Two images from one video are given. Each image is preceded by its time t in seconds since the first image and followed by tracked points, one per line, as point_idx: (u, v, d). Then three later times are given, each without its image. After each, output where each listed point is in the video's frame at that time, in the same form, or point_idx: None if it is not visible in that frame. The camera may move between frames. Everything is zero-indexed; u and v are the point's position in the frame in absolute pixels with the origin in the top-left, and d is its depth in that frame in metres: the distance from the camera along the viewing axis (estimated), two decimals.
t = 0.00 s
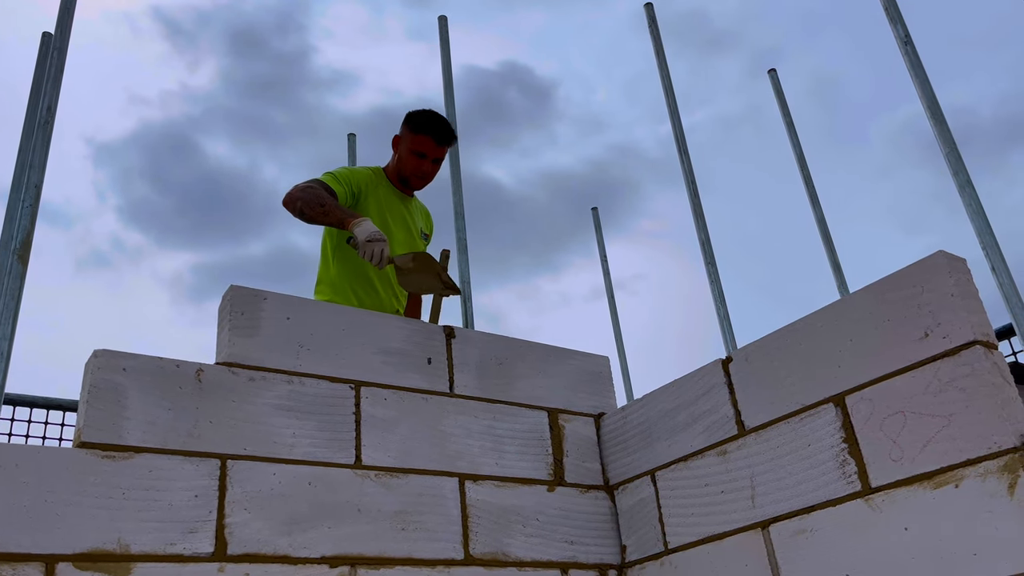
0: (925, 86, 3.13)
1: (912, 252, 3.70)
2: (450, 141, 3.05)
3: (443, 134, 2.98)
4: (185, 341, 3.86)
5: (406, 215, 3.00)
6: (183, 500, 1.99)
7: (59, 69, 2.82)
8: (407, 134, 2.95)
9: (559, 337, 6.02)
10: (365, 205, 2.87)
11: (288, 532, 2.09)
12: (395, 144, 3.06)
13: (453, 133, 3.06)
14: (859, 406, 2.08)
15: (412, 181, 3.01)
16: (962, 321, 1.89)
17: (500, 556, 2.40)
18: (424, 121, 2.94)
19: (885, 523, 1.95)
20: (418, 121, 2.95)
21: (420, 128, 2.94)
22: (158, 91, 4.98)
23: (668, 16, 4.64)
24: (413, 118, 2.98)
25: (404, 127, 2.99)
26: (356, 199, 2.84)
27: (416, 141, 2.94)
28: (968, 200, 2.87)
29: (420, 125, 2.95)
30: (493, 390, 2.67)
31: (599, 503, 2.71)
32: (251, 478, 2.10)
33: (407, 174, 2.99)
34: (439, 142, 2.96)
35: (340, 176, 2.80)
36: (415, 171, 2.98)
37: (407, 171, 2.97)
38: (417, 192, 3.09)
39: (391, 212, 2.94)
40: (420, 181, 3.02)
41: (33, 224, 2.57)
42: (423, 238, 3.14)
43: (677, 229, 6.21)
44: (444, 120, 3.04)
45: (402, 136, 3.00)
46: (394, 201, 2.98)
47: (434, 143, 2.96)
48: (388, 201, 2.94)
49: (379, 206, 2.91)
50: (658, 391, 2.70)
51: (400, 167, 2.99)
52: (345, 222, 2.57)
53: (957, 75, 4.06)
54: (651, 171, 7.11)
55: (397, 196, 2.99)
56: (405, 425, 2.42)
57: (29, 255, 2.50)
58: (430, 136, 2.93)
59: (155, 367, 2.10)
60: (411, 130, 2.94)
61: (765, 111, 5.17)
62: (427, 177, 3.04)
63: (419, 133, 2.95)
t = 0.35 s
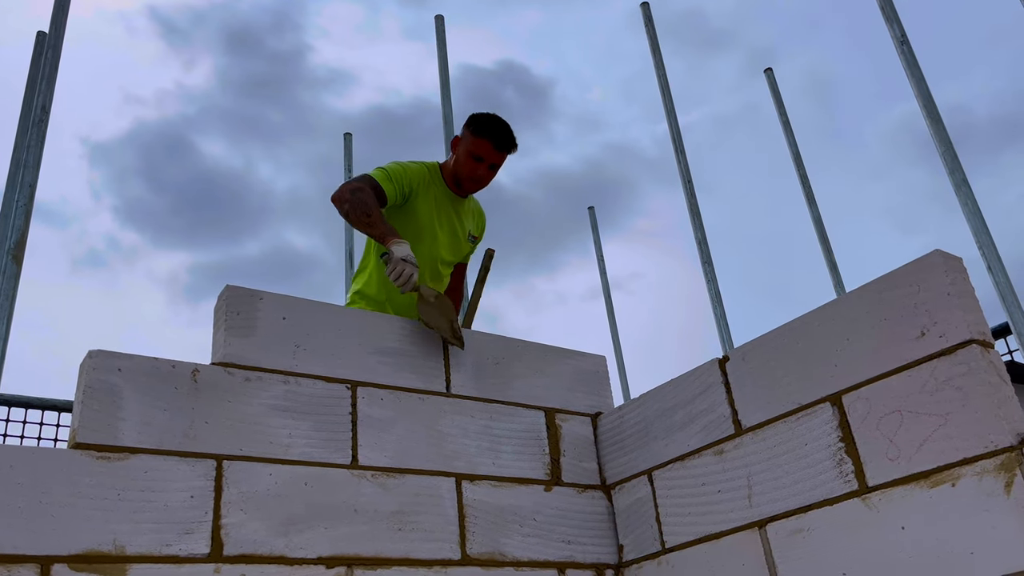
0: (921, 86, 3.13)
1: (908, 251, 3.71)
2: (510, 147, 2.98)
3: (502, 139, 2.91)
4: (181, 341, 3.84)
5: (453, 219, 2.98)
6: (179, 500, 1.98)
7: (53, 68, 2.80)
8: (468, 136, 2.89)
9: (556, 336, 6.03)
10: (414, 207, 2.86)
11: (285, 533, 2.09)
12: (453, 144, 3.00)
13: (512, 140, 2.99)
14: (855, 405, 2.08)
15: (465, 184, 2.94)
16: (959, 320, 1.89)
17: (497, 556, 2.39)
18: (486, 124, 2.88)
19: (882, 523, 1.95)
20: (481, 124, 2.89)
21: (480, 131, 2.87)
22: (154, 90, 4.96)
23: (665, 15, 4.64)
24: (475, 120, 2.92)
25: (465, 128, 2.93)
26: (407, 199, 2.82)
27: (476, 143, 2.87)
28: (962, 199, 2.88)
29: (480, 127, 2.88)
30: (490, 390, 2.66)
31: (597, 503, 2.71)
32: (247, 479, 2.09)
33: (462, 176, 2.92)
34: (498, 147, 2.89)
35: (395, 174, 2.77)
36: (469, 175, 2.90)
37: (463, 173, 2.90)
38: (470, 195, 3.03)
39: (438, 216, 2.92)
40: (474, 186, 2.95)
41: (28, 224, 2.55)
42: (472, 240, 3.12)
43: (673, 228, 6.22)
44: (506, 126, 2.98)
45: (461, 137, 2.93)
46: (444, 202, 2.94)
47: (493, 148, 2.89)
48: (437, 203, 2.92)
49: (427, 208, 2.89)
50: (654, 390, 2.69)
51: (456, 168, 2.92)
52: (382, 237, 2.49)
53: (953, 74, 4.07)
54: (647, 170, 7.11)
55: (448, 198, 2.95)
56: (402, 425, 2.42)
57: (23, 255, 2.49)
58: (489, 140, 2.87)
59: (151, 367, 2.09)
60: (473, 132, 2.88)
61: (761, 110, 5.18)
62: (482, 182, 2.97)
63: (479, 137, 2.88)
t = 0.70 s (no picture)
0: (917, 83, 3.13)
1: (904, 248, 3.72)
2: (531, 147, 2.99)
3: (522, 137, 2.91)
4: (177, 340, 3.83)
5: (470, 216, 3.00)
6: (176, 498, 1.98)
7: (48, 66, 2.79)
8: (489, 133, 2.90)
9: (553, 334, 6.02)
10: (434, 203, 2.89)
11: (281, 531, 2.08)
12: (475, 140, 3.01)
13: (533, 138, 3.00)
14: (852, 402, 2.08)
15: (483, 180, 2.94)
16: (955, 317, 1.89)
17: (493, 554, 2.39)
18: (508, 122, 2.90)
19: (879, 519, 1.96)
20: (502, 122, 2.90)
21: (502, 128, 2.89)
22: (149, 88, 4.96)
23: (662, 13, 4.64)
24: (498, 117, 2.93)
25: (487, 124, 2.94)
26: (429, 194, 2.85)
27: (495, 139, 2.88)
28: (959, 196, 2.87)
29: (502, 123, 2.89)
30: (486, 388, 2.66)
31: (593, 500, 2.71)
32: (244, 477, 2.09)
33: (480, 172, 2.92)
34: (516, 144, 2.90)
35: (419, 169, 2.79)
36: (487, 171, 2.91)
37: (480, 168, 2.90)
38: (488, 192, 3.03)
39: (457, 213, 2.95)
40: (491, 182, 2.96)
41: (22, 223, 2.54)
42: (489, 237, 3.16)
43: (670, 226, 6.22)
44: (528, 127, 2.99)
45: (483, 133, 2.95)
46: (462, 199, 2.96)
47: (512, 145, 2.90)
48: (456, 200, 2.94)
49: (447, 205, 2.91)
50: (651, 388, 2.70)
51: (474, 164, 2.93)
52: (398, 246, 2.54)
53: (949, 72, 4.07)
54: (644, 168, 7.11)
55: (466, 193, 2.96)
56: (399, 423, 2.41)
57: (19, 254, 2.48)
58: (508, 137, 2.88)
59: (147, 365, 2.09)
60: (494, 129, 2.89)
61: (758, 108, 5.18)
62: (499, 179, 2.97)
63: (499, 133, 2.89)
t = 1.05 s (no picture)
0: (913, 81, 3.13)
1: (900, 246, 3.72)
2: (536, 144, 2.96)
3: (526, 136, 2.89)
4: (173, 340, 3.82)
5: (471, 210, 3.01)
6: (172, 498, 1.97)
7: (43, 64, 2.79)
8: (493, 129, 2.87)
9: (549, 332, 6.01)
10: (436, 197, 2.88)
11: (278, 530, 2.08)
12: (479, 133, 2.99)
13: (537, 135, 2.98)
14: (848, 399, 2.08)
15: (485, 177, 2.95)
16: (951, 314, 1.89)
17: (490, 552, 2.39)
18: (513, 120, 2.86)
19: (875, 516, 1.96)
20: (508, 119, 2.87)
21: (506, 126, 2.86)
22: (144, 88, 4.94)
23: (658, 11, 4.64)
24: (503, 113, 2.90)
25: (492, 120, 2.92)
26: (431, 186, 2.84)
27: (499, 138, 2.86)
28: (956, 195, 2.87)
29: (506, 121, 2.87)
30: (483, 386, 2.66)
31: (590, 499, 2.71)
32: (240, 476, 2.08)
33: (483, 169, 2.92)
34: (521, 144, 2.88)
35: (423, 163, 2.78)
36: (489, 168, 2.91)
37: (483, 166, 2.90)
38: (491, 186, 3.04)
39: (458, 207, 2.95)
40: (494, 178, 2.96)
41: (17, 222, 2.53)
42: (489, 232, 3.16)
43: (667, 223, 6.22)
44: (534, 123, 2.95)
45: (487, 128, 2.92)
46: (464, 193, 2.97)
47: (516, 144, 2.88)
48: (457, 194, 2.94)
49: (449, 199, 2.91)
50: (648, 386, 2.70)
51: (478, 160, 2.92)
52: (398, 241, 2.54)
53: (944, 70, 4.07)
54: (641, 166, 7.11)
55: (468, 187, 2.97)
56: (396, 421, 2.41)
57: (12, 253, 2.47)
58: (513, 136, 2.85)
59: (142, 364, 2.08)
60: (498, 126, 2.86)
61: (754, 106, 5.18)
62: (502, 175, 2.97)
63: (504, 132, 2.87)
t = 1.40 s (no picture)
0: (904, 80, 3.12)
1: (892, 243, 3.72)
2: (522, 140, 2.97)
3: (513, 131, 2.89)
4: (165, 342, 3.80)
5: (460, 205, 3.00)
6: (164, 501, 1.96)
7: (33, 65, 2.77)
8: (479, 124, 2.87)
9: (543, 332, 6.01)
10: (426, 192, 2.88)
11: (271, 532, 2.07)
12: (465, 129, 2.99)
13: (524, 131, 2.98)
14: (841, 398, 2.09)
15: (472, 172, 2.94)
16: (943, 313, 1.90)
17: (484, 553, 2.39)
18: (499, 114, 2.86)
19: (869, 514, 1.96)
20: (494, 114, 2.87)
21: (492, 121, 2.86)
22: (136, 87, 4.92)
23: (651, 10, 4.63)
24: (489, 108, 2.90)
25: (478, 115, 2.91)
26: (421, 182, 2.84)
27: (486, 132, 2.85)
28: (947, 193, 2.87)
29: (493, 116, 2.87)
30: (476, 386, 2.66)
31: (584, 498, 2.71)
32: (232, 478, 2.07)
33: (468, 164, 2.91)
34: (507, 139, 2.88)
35: (413, 157, 2.78)
36: (476, 163, 2.90)
37: (469, 161, 2.89)
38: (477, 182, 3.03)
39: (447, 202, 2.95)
40: (480, 174, 2.95)
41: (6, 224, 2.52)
42: (478, 227, 3.16)
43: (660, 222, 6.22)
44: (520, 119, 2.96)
45: (473, 123, 2.92)
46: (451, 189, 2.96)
47: (503, 139, 2.88)
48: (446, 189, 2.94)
49: (438, 195, 2.90)
50: (641, 385, 2.70)
51: (464, 155, 2.92)
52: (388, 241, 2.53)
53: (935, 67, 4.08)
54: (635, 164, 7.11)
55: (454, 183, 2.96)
56: (389, 422, 2.41)
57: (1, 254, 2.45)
58: (499, 131, 2.85)
59: (133, 367, 2.07)
60: (484, 121, 2.86)
61: (746, 104, 5.19)
62: (488, 171, 2.96)
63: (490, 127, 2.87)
